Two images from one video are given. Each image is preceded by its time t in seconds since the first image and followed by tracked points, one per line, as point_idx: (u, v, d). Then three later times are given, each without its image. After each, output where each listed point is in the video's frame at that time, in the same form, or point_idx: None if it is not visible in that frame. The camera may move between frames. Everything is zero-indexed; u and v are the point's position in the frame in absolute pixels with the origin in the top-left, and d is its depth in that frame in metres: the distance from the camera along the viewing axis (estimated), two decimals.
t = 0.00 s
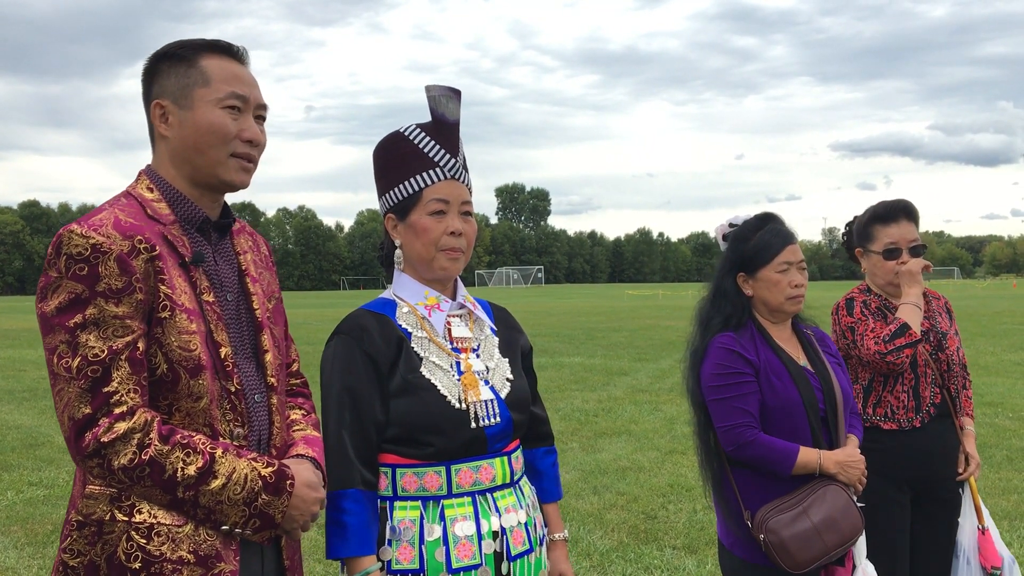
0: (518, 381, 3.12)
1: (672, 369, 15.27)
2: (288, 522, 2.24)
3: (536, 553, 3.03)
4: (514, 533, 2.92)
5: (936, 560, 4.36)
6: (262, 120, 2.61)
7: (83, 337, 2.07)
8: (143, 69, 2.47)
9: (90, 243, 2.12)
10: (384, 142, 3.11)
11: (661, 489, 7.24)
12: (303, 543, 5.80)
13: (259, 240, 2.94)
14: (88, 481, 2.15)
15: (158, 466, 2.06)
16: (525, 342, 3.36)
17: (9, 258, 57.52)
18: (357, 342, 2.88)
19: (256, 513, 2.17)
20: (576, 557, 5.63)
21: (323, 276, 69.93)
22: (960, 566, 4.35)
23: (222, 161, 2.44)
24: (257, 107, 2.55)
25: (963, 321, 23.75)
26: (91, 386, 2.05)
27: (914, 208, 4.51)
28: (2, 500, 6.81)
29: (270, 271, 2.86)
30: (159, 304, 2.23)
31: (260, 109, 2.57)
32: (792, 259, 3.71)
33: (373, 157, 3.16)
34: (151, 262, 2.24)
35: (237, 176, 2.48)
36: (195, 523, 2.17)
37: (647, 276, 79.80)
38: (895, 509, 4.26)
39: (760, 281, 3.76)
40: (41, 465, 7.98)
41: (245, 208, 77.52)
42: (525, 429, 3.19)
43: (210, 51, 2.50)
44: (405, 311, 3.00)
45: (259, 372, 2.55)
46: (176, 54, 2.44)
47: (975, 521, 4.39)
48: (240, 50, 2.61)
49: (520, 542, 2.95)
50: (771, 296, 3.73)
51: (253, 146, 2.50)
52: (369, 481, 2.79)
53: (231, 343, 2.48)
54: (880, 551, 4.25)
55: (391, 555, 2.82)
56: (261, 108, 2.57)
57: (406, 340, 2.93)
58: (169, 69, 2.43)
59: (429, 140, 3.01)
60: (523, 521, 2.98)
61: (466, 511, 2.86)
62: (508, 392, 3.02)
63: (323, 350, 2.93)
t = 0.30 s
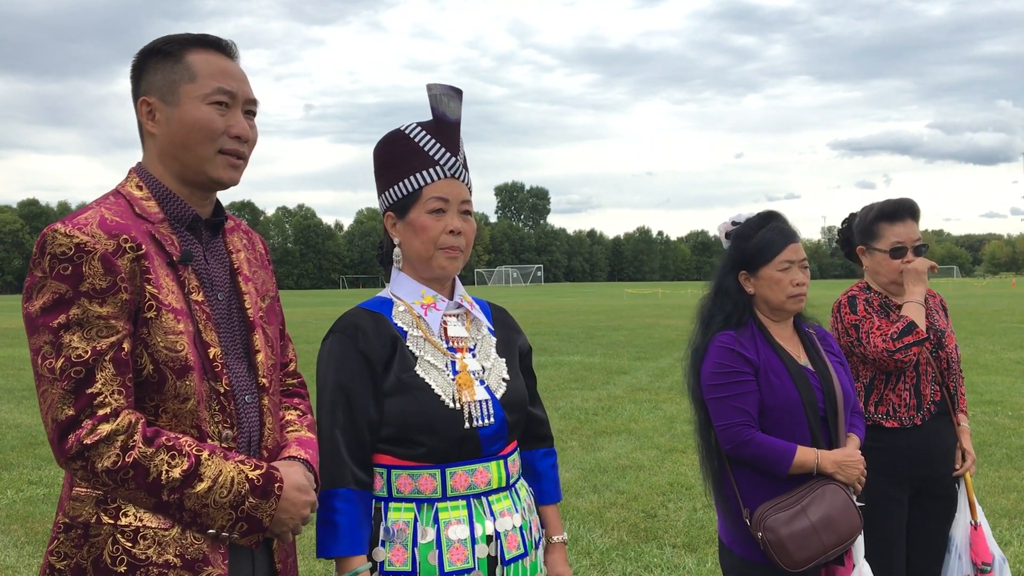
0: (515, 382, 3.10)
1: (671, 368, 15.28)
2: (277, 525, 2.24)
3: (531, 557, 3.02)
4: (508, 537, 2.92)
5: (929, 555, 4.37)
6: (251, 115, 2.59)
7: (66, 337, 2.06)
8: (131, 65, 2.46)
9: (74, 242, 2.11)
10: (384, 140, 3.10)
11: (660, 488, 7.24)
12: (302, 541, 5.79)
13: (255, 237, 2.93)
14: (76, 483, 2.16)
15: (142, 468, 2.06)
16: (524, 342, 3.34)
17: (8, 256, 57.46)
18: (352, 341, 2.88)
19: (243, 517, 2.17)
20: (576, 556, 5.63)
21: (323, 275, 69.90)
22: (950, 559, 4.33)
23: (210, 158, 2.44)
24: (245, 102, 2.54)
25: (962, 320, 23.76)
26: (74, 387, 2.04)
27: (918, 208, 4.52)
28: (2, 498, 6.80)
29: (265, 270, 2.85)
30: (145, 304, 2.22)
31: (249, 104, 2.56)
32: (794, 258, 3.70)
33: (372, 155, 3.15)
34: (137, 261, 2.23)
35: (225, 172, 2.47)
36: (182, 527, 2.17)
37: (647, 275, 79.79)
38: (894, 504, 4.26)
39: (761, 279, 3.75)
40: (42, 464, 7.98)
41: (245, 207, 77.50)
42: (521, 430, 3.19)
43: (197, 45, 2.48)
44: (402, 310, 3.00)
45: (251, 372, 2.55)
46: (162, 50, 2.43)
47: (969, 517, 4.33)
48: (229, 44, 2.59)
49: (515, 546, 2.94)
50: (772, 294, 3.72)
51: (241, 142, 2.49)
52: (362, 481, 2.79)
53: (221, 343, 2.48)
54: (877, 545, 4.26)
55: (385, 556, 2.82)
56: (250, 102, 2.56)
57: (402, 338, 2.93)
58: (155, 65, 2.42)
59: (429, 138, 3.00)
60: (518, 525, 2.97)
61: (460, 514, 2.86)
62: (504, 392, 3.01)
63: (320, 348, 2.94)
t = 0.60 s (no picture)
0: (517, 379, 3.10)
1: (673, 365, 15.27)
2: (269, 527, 2.24)
3: (532, 556, 3.02)
4: (510, 536, 2.91)
5: (938, 551, 4.37)
6: (242, 110, 2.58)
7: (54, 337, 2.05)
8: (120, 60, 2.46)
9: (61, 241, 2.10)
10: (386, 137, 3.10)
11: (662, 484, 7.23)
12: (303, 538, 5.79)
13: (250, 233, 2.93)
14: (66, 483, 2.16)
15: (132, 469, 2.05)
16: (526, 339, 3.34)
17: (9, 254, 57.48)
18: (354, 338, 2.87)
19: (235, 518, 2.17)
20: (578, 552, 5.63)
21: (324, 272, 69.90)
22: (959, 554, 4.39)
23: (200, 155, 2.42)
24: (235, 97, 2.53)
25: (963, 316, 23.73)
26: (62, 387, 2.04)
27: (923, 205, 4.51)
28: (3, 496, 6.80)
29: (260, 267, 2.85)
30: (134, 303, 2.21)
31: (240, 99, 2.55)
32: (796, 254, 3.69)
33: (374, 151, 3.14)
34: (126, 260, 2.22)
35: (215, 169, 2.46)
36: (173, 528, 2.17)
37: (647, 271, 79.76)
38: (902, 502, 4.25)
39: (763, 275, 3.75)
40: (43, 462, 7.98)
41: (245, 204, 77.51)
42: (523, 427, 3.18)
43: (186, 40, 2.47)
44: (404, 306, 2.99)
45: (244, 371, 2.54)
46: (151, 44, 2.42)
47: (976, 511, 4.43)
48: (220, 38, 2.58)
49: (516, 545, 2.94)
50: (774, 290, 3.71)
51: (232, 138, 2.48)
52: (363, 478, 2.78)
53: (214, 342, 2.47)
54: (887, 544, 4.23)
55: (386, 554, 2.81)
56: (240, 97, 2.55)
57: (404, 335, 2.92)
58: (145, 59, 2.41)
59: (431, 135, 2.99)
60: (520, 524, 2.97)
61: (463, 513, 2.85)
62: (506, 389, 3.00)
63: (322, 345, 2.93)
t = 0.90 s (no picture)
0: (525, 372, 3.10)
1: (675, 361, 15.26)
2: (268, 525, 2.24)
3: (541, 549, 3.02)
4: (519, 530, 2.92)
5: (949, 548, 4.37)
6: (239, 106, 2.58)
7: (51, 335, 2.05)
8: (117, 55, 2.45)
9: (57, 238, 2.10)
10: (393, 132, 3.10)
11: (664, 481, 7.24)
12: (305, 535, 5.80)
13: (246, 229, 2.93)
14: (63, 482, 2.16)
15: (129, 468, 2.05)
16: (534, 333, 3.34)
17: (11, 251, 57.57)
18: (361, 333, 2.86)
19: (233, 516, 2.17)
20: (580, 549, 5.64)
21: (326, 269, 69.93)
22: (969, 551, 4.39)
23: (198, 151, 2.42)
24: (233, 92, 2.53)
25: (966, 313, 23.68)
26: (59, 386, 2.04)
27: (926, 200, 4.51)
28: (7, 493, 6.82)
29: (256, 263, 2.85)
30: (131, 301, 2.21)
31: (237, 94, 2.55)
32: (798, 249, 3.68)
33: (381, 145, 3.14)
34: (123, 257, 2.22)
35: (213, 165, 2.46)
36: (171, 527, 2.17)
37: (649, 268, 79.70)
38: (915, 498, 4.24)
39: (766, 271, 3.74)
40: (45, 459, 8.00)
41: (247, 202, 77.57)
42: (531, 420, 3.19)
43: (184, 35, 2.47)
44: (411, 301, 2.99)
45: (241, 368, 2.54)
46: (148, 39, 2.42)
47: (985, 508, 4.44)
48: (218, 33, 2.58)
49: (525, 539, 2.94)
50: (777, 286, 3.71)
51: (230, 134, 2.48)
52: (373, 472, 2.78)
53: (210, 339, 2.47)
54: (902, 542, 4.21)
55: (396, 548, 2.82)
56: (237, 93, 2.55)
57: (411, 329, 2.92)
58: (142, 54, 2.41)
59: (438, 129, 2.99)
60: (529, 518, 2.97)
61: (472, 507, 2.85)
62: (514, 382, 3.00)
63: (330, 340, 2.93)
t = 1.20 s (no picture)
0: (535, 367, 3.10)
1: (675, 360, 15.26)
2: (272, 523, 2.24)
3: (553, 543, 3.02)
4: (531, 524, 2.92)
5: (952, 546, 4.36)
6: (239, 103, 2.58)
7: (54, 335, 2.05)
8: (116, 51, 2.45)
9: (59, 237, 2.09)
10: (402, 128, 3.08)
11: (665, 480, 7.23)
12: (306, 534, 5.80)
13: (242, 226, 2.92)
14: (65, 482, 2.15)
15: (134, 468, 2.05)
16: (544, 329, 3.33)
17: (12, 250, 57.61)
18: (373, 329, 2.86)
19: (238, 514, 2.17)
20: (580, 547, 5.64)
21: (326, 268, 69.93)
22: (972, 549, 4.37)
23: (199, 148, 2.42)
24: (233, 90, 2.52)
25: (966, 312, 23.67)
26: (63, 386, 2.04)
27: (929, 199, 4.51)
28: (7, 491, 6.84)
29: (252, 260, 2.85)
30: (134, 300, 2.21)
31: (237, 91, 2.54)
32: (799, 248, 3.68)
33: (390, 142, 3.13)
34: (125, 256, 2.22)
35: (214, 163, 2.46)
36: (175, 526, 2.17)
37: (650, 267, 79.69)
38: (919, 496, 4.23)
39: (767, 270, 3.73)
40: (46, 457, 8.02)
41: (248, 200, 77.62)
42: (541, 416, 3.18)
43: (184, 31, 2.47)
44: (422, 297, 2.99)
45: (242, 366, 2.54)
46: (148, 35, 2.42)
47: (987, 506, 4.44)
48: (217, 30, 2.58)
49: (537, 533, 2.94)
50: (777, 285, 3.70)
51: (231, 132, 2.48)
52: (386, 468, 2.77)
53: (211, 337, 2.47)
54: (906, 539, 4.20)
55: (409, 544, 2.81)
56: (237, 90, 2.55)
57: (422, 326, 2.92)
58: (142, 51, 2.40)
59: (448, 124, 2.99)
60: (540, 512, 2.97)
61: (485, 501, 2.85)
62: (525, 377, 3.00)
63: (341, 338, 2.93)
